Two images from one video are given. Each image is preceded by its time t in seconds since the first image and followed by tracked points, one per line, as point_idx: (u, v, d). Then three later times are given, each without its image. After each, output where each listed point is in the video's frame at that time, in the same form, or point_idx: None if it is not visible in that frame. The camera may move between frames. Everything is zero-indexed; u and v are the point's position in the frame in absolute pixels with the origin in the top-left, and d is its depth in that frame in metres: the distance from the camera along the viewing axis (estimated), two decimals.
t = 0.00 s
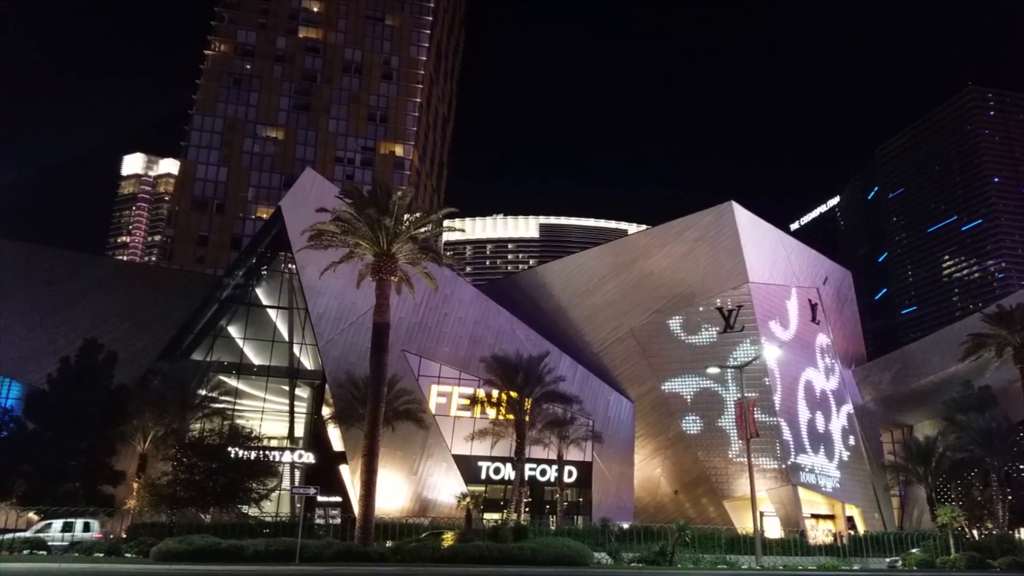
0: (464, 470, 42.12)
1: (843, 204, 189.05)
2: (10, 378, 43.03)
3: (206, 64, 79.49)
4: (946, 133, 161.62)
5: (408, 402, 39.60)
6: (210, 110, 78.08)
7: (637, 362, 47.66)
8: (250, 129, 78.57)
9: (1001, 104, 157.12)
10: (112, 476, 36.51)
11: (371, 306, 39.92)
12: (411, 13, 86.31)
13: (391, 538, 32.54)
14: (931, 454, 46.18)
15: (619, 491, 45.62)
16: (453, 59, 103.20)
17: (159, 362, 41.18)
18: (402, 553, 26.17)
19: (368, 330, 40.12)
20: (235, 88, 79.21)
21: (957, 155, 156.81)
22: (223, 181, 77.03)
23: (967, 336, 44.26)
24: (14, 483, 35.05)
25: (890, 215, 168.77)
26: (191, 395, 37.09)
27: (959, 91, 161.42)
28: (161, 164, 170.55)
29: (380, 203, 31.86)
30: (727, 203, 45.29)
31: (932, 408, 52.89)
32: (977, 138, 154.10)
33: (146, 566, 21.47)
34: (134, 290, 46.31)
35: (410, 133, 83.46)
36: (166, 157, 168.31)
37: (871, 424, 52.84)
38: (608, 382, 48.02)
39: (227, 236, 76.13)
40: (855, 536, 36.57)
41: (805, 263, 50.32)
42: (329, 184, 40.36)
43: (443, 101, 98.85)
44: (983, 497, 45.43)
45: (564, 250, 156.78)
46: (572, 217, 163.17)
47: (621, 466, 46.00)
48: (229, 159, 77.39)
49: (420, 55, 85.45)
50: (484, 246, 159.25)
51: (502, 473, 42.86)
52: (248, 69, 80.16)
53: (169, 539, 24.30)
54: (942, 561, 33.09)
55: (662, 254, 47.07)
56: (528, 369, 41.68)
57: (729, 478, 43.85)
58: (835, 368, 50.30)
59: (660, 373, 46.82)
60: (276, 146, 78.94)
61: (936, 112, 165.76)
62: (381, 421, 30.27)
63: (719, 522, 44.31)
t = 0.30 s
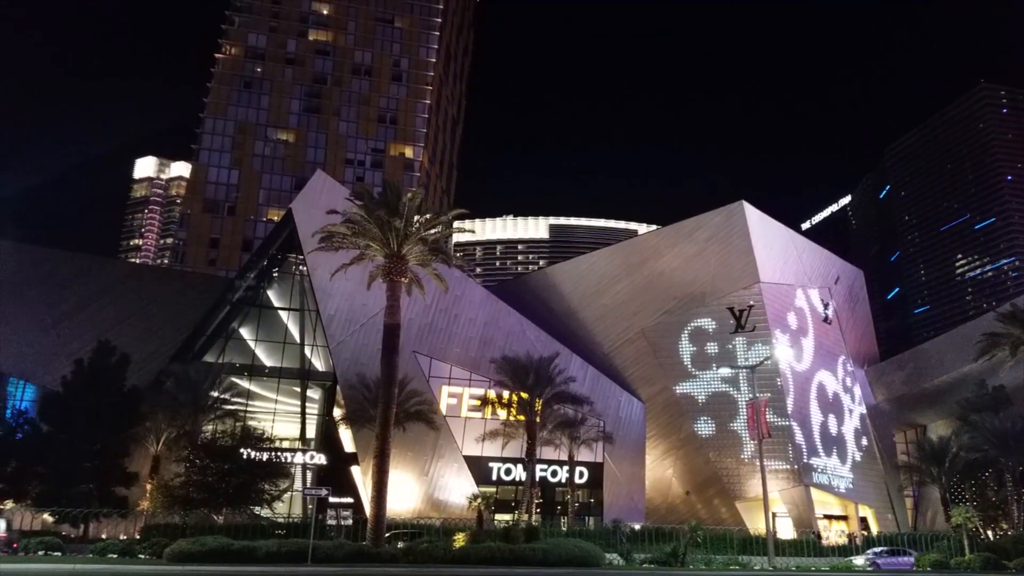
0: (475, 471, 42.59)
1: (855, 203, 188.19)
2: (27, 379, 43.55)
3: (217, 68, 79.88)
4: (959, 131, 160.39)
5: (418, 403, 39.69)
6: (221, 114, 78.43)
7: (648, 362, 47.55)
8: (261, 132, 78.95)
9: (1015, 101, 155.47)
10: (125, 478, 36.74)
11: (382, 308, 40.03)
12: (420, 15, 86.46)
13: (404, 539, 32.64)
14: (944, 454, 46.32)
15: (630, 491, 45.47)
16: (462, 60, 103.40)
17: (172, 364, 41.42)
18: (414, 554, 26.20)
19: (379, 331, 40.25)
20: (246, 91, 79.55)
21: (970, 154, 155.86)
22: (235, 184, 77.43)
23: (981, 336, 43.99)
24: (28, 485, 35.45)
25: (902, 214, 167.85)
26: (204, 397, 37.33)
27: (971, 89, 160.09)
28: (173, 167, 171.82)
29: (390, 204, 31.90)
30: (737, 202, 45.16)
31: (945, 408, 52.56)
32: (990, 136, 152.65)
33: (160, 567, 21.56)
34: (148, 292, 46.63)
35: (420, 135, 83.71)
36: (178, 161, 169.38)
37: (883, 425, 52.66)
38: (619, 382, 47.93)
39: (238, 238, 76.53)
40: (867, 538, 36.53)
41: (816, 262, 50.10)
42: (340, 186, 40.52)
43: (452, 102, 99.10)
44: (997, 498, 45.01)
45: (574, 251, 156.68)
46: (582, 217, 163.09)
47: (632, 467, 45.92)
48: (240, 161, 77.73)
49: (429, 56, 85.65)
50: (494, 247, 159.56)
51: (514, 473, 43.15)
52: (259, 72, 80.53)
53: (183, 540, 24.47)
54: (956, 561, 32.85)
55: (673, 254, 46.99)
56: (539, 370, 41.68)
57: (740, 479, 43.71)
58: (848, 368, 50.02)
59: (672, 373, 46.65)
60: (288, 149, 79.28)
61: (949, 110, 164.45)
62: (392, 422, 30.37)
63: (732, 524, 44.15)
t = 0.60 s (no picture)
0: (487, 472, 42.71)
1: (866, 203, 187.18)
2: (41, 382, 43.50)
3: (228, 71, 80.29)
4: (972, 130, 159.33)
5: (428, 404, 39.81)
6: (232, 117, 78.83)
7: (659, 363, 47.48)
8: (272, 135, 79.29)
9: None
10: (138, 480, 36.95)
11: (393, 309, 40.15)
12: (429, 17, 86.59)
13: (414, 540, 32.64)
14: (959, 454, 45.98)
15: (641, 493, 45.32)
16: (471, 62, 103.58)
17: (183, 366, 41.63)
18: (425, 555, 26.24)
19: (391, 332, 40.38)
20: (257, 94, 79.93)
21: (982, 152, 154.84)
22: (246, 186, 77.84)
23: (995, 335, 43.71)
24: (43, 487, 35.70)
25: (914, 213, 166.80)
26: (216, 399, 37.52)
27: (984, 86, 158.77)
28: (185, 171, 173.04)
29: (400, 206, 31.97)
30: (748, 202, 45.02)
31: (959, 408, 52.24)
32: (1003, 134, 151.66)
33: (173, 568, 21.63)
34: (161, 294, 46.96)
35: (429, 137, 83.94)
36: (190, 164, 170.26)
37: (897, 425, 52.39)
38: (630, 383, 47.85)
39: (250, 241, 76.91)
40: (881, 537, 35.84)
41: (828, 262, 49.83)
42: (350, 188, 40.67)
43: (461, 104, 99.29)
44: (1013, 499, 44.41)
45: (584, 251, 156.42)
46: (592, 218, 162.93)
47: (643, 468, 45.81)
48: (251, 164, 78.12)
49: (438, 58, 85.83)
50: (504, 248, 159.65)
51: (524, 474, 43.26)
52: (269, 75, 80.91)
53: (196, 541, 24.65)
54: (971, 562, 32.58)
55: (683, 255, 46.88)
56: (549, 371, 41.67)
57: (752, 480, 43.52)
58: (860, 368, 49.77)
59: (683, 374, 46.50)
60: (298, 151, 79.63)
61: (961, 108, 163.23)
62: (403, 424, 30.41)
63: (744, 524, 44.01)
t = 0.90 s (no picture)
0: (497, 474, 42.68)
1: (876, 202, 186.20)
2: (56, 384, 43.78)
3: (239, 74, 80.69)
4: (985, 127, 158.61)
5: (439, 405, 40.04)
6: (243, 120, 79.26)
7: (669, 363, 47.38)
8: (282, 138, 79.61)
9: None
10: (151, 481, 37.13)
11: (403, 310, 40.25)
12: (438, 19, 86.71)
13: (425, 541, 32.64)
14: (974, 454, 46.18)
15: (652, 494, 45.27)
16: (480, 64, 103.73)
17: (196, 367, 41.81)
18: (437, 557, 26.21)
19: (401, 333, 40.46)
20: (268, 97, 80.33)
21: (996, 149, 153.90)
22: (257, 189, 78.17)
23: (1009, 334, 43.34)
24: (57, 488, 35.87)
25: (926, 211, 165.81)
26: (229, 400, 37.66)
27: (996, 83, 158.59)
28: (198, 174, 174.20)
29: (410, 208, 32.04)
30: (759, 201, 44.88)
31: (973, 408, 51.80)
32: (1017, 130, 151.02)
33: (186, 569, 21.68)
34: (174, 297, 47.24)
35: (439, 138, 84.05)
36: (202, 168, 171.11)
37: (910, 425, 52.27)
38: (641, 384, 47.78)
39: (261, 243, 77.22)
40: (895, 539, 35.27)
41: (839, 262, 49.63)
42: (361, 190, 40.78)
43: (471, 106, 99.46)
44: None
45: (595, 252, 156.21)
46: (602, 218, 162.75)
47: (654, 468, 45.72)
48: (262, 167, 78.51)
49: (448, 60, 85.99)
50: (514, 249, 159.72)
51: (535, 475, 43.21)
52: (280, 78, 81.29)
53: (209, 542, 24.75)
54: (986, 564, 32.28)
55: (694, 255, 46.78)
56: (560, 372, 41.61)
57: (765, 480, 43.37)
58: (872, 368, 49.53)
59: (695, 375, 46.36)
60: (308, 154, 79.94)
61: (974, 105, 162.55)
62: (414, 425, 30.43)
63: (756, 525, 43.85)
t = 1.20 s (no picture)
0: (508, 475, 42.52)
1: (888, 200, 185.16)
2: (69, 387, 44.01)
3: (249, 77, 81.07)
4: (998, 124, 157.22)
5: (450, 406, 39.93)
6: (254, 122, 79.70)
7: (680, 363, 47.29)
8: (293, 140, 79.95)
9: None
10: (164, 482, 37.29)
11: (414, 311, 40.33)
12: (447, 21, 86.79)
13: (436, 542, 32.67)
14: (989, 455, 45.84)
15: (663, 496, 44.94)
16: (489, 65, 103.80)
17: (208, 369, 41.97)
18: (448, 557, 26.18)
19: (412, 335, 40.50)
20: (278, 100, 80.75)
21: (1009, 147, 152.67)
22: (267, 191, 78.45)
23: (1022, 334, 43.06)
24: (71, 491, 36.01)
25: (938, 210, 164.78)
26: (240, 403, 38.04)
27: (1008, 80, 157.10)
28: (209, 176, 175.12)
29: (420, 210, 32.11)
30: (770, 201, 44.72)
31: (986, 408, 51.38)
32: None
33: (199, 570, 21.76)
34: (186, 299, 47.46)
35: (448, 140, 84.14)
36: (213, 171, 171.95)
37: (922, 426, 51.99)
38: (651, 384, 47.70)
39: (272, 245, 77.50)
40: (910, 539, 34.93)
41: (851, 262, 49.39)
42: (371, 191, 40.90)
43: (480, 107, 99.55)
44: None
45: (605, 251, 155.93)
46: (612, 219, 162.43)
47: (666, 470, 45.58)
48: (272, 169, 78.83)
49: (457, 62, 86.10)
50: (524, 249, 159.87)
51: (546, 477, 42.96)
52: (290, 81, 81.62)
53: (221, 543, 24.82)
54: (1001, 564, 31.98)
55: (704, 255, 46.66)
56: (570, 372, 41.62)
57: (776, 481, 43.29)
58: (884, 367, 49.25)
59: (706, 375, 46.22)
60: (319, 156, 80.24)
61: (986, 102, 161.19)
62: (425, 426, 30.46)
63: (769, 526, 43.68)
